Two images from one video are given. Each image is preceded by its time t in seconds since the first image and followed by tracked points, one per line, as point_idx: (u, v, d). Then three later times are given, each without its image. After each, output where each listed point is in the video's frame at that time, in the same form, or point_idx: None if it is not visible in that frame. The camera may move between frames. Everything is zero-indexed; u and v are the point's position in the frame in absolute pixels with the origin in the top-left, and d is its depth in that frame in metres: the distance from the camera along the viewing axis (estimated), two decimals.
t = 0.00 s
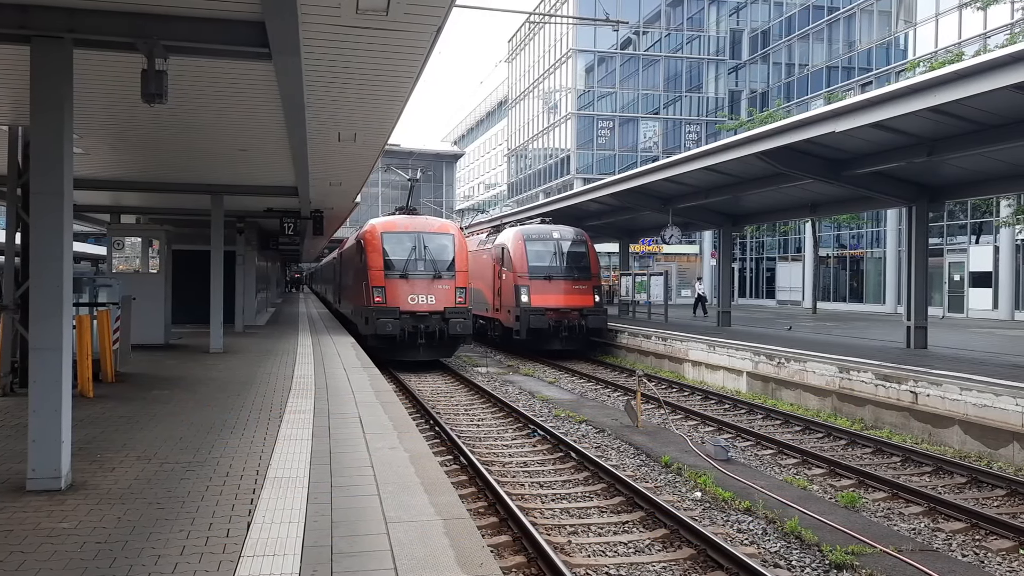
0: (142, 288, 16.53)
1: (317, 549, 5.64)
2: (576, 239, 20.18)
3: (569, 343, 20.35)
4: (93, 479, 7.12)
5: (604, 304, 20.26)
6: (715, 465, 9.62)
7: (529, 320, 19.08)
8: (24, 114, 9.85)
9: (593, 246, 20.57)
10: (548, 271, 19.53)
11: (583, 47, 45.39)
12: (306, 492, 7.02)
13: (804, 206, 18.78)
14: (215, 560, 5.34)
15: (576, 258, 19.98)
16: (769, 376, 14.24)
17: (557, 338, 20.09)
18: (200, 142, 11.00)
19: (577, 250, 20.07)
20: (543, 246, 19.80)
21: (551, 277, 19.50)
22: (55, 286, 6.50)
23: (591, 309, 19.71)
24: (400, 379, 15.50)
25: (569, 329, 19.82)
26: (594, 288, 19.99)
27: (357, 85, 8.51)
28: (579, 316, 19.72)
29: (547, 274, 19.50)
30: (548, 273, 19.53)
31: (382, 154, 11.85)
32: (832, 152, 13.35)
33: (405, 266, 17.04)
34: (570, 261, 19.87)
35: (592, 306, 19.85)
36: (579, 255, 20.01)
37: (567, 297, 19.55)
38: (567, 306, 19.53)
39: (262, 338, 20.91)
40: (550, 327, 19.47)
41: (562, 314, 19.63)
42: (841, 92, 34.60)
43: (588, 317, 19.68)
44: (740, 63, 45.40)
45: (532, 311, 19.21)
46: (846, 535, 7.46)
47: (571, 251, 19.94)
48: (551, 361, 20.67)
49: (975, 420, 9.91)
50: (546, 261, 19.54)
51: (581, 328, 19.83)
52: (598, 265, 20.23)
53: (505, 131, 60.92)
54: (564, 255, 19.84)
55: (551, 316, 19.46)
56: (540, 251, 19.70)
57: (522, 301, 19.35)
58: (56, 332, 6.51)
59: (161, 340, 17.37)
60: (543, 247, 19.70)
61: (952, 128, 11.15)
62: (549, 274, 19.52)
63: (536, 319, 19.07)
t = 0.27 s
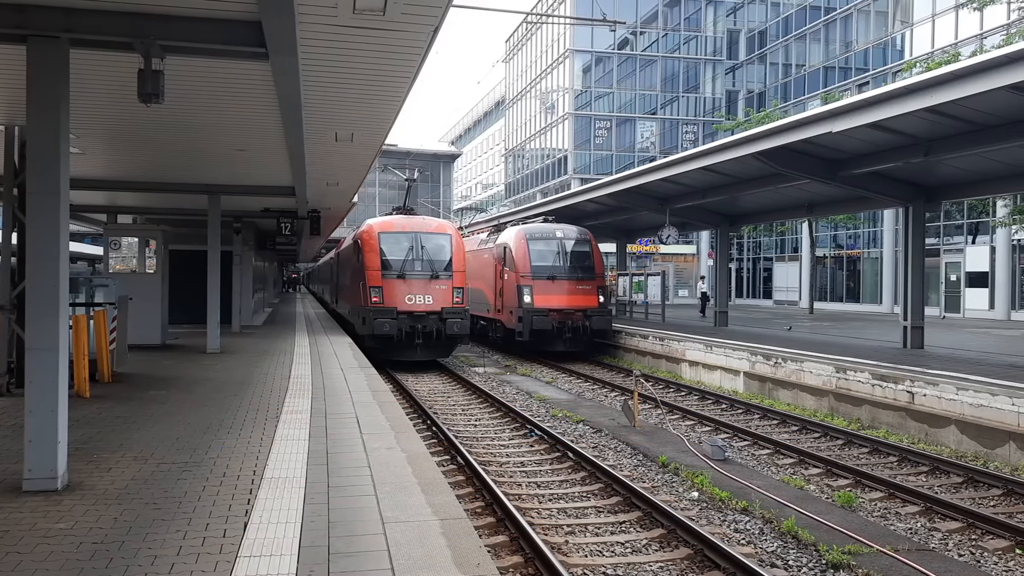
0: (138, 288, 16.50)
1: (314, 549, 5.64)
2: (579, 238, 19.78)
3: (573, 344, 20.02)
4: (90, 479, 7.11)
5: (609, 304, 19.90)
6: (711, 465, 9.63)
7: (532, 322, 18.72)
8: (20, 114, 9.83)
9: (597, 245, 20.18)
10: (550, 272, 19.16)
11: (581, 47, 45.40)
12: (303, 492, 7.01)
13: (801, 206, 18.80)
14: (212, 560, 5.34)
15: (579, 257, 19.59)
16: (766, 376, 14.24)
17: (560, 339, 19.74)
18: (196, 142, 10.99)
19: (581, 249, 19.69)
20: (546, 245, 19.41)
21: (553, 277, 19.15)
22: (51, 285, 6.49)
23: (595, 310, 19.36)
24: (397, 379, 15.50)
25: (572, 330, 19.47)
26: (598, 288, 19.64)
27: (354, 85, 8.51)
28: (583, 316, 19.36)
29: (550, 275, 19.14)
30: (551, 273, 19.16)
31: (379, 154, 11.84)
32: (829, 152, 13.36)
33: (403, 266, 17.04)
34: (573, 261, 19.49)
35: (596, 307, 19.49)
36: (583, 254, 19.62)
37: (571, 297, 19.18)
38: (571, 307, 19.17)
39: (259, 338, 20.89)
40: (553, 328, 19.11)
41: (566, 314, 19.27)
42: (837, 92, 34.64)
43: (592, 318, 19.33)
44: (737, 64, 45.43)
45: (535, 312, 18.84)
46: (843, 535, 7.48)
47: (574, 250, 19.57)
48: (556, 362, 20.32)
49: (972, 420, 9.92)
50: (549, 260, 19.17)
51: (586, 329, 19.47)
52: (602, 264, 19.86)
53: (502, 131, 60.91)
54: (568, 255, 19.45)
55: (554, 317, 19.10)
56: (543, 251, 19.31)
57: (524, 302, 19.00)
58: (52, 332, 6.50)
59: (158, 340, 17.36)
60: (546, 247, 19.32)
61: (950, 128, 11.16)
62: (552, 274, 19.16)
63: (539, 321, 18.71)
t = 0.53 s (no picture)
0: (135, 288, 16.47)
1: (311, 549, 5.64)
2: (583, 237, 19.65)
3: (578, 345, 19.84)
4: (86, 480, 7.09)
5: (614, 305, 19.70)
6: (708, 465, 9.63)
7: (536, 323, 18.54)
8: (17, 114, 9.81)
9: (600, 244, 20.04)
10: (554, 272, 19.02)
11: (578, 47, 45.41)
12: (300, 492, 7.01)
13: (798, 206, 18.82)
14: (209, 560, 5.33)
15: (583, 257, 19.45)
16: (763, 376, 14.26)
17: (564, 341, 19.57)
18: (193, 142, 10.98)
19: (584, 249, 19.54)
20: (549, 245, 19.28)
21: (557, 278, 18.99)
22: (47, 286, 6.47)
23: (600, 311, 19.18)
24: (395, 379, 15.49)
25: (577, 331, 19.32)
26: (603, 288, 19.45)
27: (351, 84, 8.49)
28: (588, 317, 19.17)
29: (554, 275, 19.00)
30: (554, 273, 19.02)
31: (377, 154, 11.85)
32: (827, 152, 13.38)
33: (400, 266, 17.02)
34: (577, 261, 19.35)
35: (600, 307, 19.30)
36: (587, 254, 19.47)
37: (575, 298, 19.02)
38: (574, 308, 19.00)
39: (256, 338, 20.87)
40: (557, 329, 18.94)
41: (570, 315, 19.10)
42: (834, 92, 34.67)
43: (597, 319, 19.12)
44: (734, 64, 45.46)
45: (538, 313, 18.72)
46: (840, 535, 7.48)
47: (578, 250, 19.43)
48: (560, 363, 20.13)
49: (968, 419, 9.94)
50: (552, 260, 19.04)
51: (590, 330, 19.28)
52: (606, 265, 19.70)
53: (499, 131, 60.89)
54: (571, 254, 19.32)
55: (558, 318, 18.93)
56: (546, 251, 19.18)
57: (528, 302, 18.86)
58: (49, 332, 6.49)
59: (155, 340, 17.34)
60: (549, 246, 19.19)
61: (946, 129, 11.18)
62: (556, 275, 19.01)
63: (543, 322, 18.54)
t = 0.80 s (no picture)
0: (132, 288, 16.46)
1: (308, 549, 5.64)
2: (588, 236, 19.15)
3: (582, 347, 19.35)
4: (83, 480, 7.08)
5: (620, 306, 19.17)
6: (705, 465, 9.64)
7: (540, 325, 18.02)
8: (13, 114, 9.80)
9: (606, 243, 19.55)
10: (558, 271, 18.52)
11: (575, 47, 45.43)
12: (296, 492, 7.00)
13: (795, 206, 18.84)
14: (205, 561, 5.32)
15: (588, 257, 18.96)
16: (760, 375, 14.27)
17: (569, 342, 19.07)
18: (190, 142, 10.98)
19: (589, 248, 19.05)
20: (553, 244, 18.77)
21: (562, 277, 18.50)
22: (44, 286, 6.46)
23: (606, 312, 18.67)
24: (392, 379, 15.48)
25: (581, 333, 18.80)
26: (608, 288, 18.95)
27: (348, 85, 8.49)
28: (593, 319, 18.65)
29: (558, 275, 18.49)
30: (559, 273, 18.52)
31: (374, 153, 11.86)
32: (824, 153, 13.39)
33: (397, 266, 17.01)
34: (582, 260, 18.87)
35: (606, 308, 18.79)
36: (591, 253, 18.99)
37: (580, 298, 18.51)
38: (579, 308, 18.48)
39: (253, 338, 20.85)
40: (562, 330, 18.43)
41: (575, 316, 18.57)
42: (831, 92, 34.71)
43: (602, 320, 18.59)
44: (731, 64, 45.49)
45: (542, 313, 18.18)
46: (837, 534, 7.50)
47: (583, 249, 18.94)
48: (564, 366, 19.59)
49: (964, 419, 9.96)
50: (556, 260, 18.53)
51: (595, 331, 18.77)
52: (611, 264, 19.22)
53: (497, 131, 60.88)
54: (576, 254, 18.83)
55: (563, 318, 18.41)
56: (550, 250, 18.68)
57: (531, 303, 18.34)
58: (45, 332, 6.47)
59: (152, 340, 17.30)
60: (553, 246, 18.68)
61: (943, 129, 11.20)
62: (560, 274, 18.51)
63: (547, 323, 18.02)
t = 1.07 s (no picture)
0: (128, 288, 16.40)
1: (303, 550, 5.63)
2: (592, 235, 18.71)
3: (587, 350, 18.80)
4: (78, 480, 7.07)
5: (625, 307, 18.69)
6: (701, 464, 9.64)
7: (545, 326, 17.47)
8: (8, 113, 9.77)
9: (610, 243, 19.12)
10: (562, 271, 18.04)
11: (572, 47, 45.45)
12: (292, 492, 7.00)
13: (791, 207, 18.86)
14: (201, 561, 5.32)
15: (592, 257, 18.53)
16: (756, 375, 14.29)
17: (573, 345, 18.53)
18: (186, 141, 10.96)
19: (594, 248, 18.61)
20: (557, 244, 18.33)
21: (565, 277, 18.01)
22: (38, 285, 6.44)
23: (611, 313, 18.16)
24: (388, 379, 15.44)
25: (586, 335, 18.24)
26: (613, 289, 18.47)
27: (345, 84, 8.49)
28: (598, 320, 18.14)
29: (562, 274, 18.01)
30: (563, 272, 18.04)
31: (370, 153, 11.88)
32: (820, 153, 13.40)
33: (394, 266, 17.01)
34: (586, 260, 18.42)
35: (611, 309, 18.30)
36: (596, 253, 18.55)
37: (584, 298, 18.00)
38: (584, 309, 17.97)
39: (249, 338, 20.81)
40: (566, 332, 17.89)
41: (579, 317, 18.05)
42: (826, 93, 34.76)
43: (607, 321, 18.08)
44: (727, 64, 45.54)
45: (546, 314, 17.64)
46: (832, 534, 7.52)
47: (587, 248, 18.52)
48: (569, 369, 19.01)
49: (960, 419, 9.98)
50: (560, 260, 18.08)
51: (601, 333, 18.24)
52: (616, 264, 18.77)
53: (493, 131, 60.87)
54: (580, 253, 18.40)
55: (567, 319, 17.87)
56: (553, 249, 18.23)
57: (534, 304, 17.82)
58: (40, 332, 6.46)
59: (146, 340, 17.26)
60: (557, 245, 18.24)
61: (939, 129, 11.22)
62: (564, 274, 18.03)
63: (551, 324, 17.48)
